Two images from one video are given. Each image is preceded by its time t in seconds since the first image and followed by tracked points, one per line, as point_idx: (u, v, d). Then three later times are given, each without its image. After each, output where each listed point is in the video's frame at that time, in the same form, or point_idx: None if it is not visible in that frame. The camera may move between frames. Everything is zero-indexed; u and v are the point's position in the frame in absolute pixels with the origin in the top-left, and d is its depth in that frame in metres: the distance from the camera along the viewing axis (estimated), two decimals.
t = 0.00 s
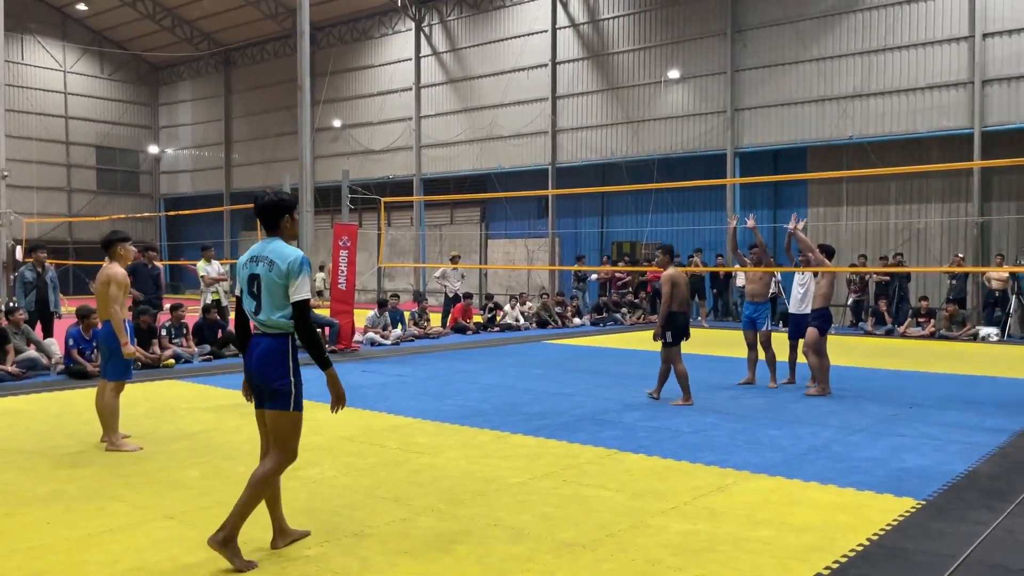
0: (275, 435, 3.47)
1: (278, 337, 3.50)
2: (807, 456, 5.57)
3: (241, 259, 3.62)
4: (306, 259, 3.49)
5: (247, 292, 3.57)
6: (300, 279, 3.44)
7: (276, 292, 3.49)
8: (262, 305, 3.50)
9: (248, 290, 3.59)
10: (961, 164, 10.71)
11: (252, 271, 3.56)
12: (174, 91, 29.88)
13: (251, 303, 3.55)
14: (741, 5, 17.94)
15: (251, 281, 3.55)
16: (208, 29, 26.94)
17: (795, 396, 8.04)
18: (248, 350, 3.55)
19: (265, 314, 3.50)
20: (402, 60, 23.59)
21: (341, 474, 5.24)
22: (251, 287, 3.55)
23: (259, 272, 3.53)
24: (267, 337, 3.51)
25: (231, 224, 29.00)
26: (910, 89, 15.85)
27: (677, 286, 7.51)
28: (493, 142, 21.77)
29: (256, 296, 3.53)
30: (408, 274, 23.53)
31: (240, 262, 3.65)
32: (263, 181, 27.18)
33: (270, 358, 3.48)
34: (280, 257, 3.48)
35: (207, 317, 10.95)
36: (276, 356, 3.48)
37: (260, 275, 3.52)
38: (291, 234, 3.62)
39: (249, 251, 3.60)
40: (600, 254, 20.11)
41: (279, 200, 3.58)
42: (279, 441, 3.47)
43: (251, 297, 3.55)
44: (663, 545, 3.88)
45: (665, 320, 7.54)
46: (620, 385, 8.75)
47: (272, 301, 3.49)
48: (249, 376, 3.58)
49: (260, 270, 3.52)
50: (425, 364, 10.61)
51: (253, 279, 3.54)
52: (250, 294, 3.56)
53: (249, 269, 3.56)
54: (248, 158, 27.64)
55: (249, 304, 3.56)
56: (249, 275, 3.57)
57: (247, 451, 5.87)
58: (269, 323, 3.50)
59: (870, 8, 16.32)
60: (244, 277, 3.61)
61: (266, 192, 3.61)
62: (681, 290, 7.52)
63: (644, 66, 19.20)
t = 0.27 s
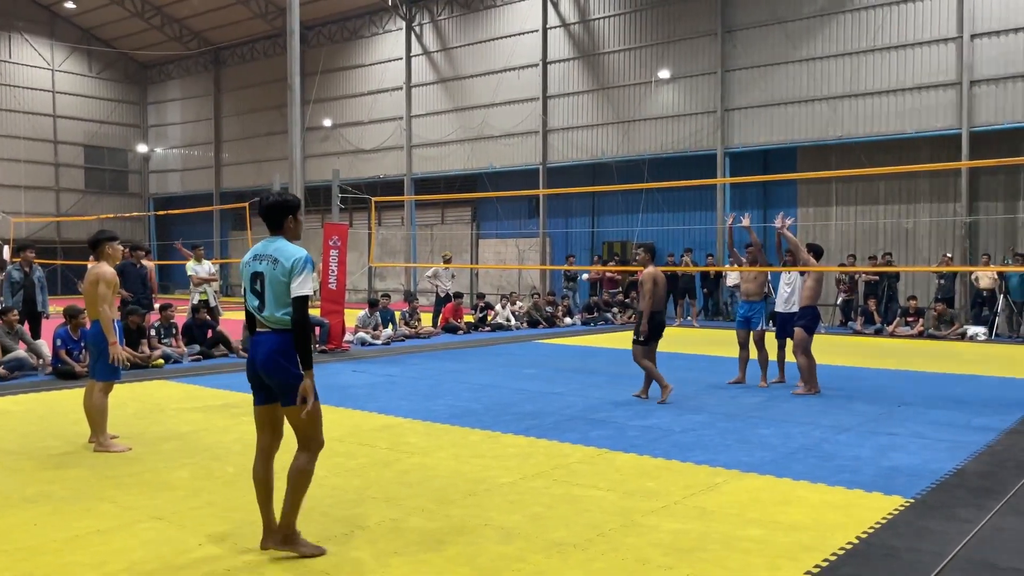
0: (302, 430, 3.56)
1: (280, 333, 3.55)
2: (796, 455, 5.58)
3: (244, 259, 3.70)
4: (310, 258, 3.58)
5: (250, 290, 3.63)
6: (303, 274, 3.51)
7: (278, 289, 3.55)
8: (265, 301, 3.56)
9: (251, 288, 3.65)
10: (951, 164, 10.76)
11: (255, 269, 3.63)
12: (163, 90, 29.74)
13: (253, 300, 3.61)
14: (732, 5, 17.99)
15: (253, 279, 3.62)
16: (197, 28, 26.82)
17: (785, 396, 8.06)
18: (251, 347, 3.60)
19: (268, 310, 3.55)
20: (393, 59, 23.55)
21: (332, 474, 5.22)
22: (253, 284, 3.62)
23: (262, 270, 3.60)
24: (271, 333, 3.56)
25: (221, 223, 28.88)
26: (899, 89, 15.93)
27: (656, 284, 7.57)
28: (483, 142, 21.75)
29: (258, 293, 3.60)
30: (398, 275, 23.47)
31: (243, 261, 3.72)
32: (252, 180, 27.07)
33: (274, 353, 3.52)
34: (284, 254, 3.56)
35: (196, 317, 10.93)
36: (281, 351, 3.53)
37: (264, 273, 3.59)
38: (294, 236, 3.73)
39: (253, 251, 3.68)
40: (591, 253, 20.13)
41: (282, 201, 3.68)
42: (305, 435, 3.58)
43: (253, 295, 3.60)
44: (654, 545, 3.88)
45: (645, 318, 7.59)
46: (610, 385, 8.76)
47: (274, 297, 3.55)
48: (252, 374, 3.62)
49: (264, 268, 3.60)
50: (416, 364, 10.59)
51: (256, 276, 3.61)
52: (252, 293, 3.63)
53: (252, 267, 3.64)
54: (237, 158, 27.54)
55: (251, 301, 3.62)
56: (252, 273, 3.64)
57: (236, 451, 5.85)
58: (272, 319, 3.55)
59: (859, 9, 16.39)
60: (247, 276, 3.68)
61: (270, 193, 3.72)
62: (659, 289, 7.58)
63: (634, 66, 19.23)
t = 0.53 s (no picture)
0: (317, 428, 3.63)
1: (286, 334, 3.58)
2: (788, 454, 5.59)
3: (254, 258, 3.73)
4: (317, 261, 3.59)
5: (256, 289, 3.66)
6: (309, 278, 3.52)
7: (285, 291, 3.58)
8: (271, 301, 3.59)
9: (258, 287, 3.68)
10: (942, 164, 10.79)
11: (263, 269, 3.66)
12: (154, 89, 29.63)
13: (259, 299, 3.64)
14: (724, 5, 18.02)
15: (260, 279, 3.65)
16: (189, 27, 26.72)
17: (777, 395, 8.08)
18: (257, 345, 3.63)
19: (275, 311, 3.59)
20: (385, 58, 23.52)
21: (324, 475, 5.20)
22: (261, 285, 3.65)
23: (270, 270, 3.63)
24: (277, 333, 3.59)
25: (213, 223, 28.80)
26: (890, 89, 15.99)
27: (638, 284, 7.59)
28: (476, 141, 21.73)
29: (265, 293, 3.61)
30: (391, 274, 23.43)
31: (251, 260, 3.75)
32: (244, 180, 27.00)
33: (279, 353, 3.56)
34: (293, 257, 3.58)
35: (187, 317, 10.91)
36: (287, 352, 3.56)
37: (271, 273, 3.62)
38: (304, 237, 3.74)
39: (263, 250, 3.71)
40: (584, 253, 20.16)
41: (295, 203, 3.70)
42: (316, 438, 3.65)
43: (259, 294, 3.63)
44: (646, 544, 3.88)
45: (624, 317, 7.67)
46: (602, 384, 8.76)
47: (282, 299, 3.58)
48: (259, 372, 3.65)
49: (271, 268, 3.62)
50: (408, 364, 10.57)
51: (263, 276, 3.64)
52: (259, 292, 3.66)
53: (260, 267, 3.66)
54: (229, 157, 27.45)
55: (257, 301, 3.64)
56: (259, 273, 3.66)
57: (227, 452, 5.83)
58: (278, 320, 3.59)
59: (850, 9, 16.45)
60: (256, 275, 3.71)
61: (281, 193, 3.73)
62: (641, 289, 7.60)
63: (626, 65, 19.24)
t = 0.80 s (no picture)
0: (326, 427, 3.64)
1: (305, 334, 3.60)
2: (782, 453, 5.60)
3: (272, 258, 3.74)
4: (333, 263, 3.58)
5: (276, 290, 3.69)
6: (325, 281, 3.52)
7: (303, 293, 3.60)
8: (291, 303, 3.62)
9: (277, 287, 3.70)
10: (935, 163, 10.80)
11: (281, 270, 3.67)
12: (147, 89, 29.54)
13: (279, 301, 3.67)
14: (718, 4, 18.04)
15: (279, 280, 3.67)
16: (182, 26, 26.64)
17: (771, 393, 8.08)
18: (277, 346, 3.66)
19: (295, 312, 3.62)
20: (378, 57, 23.48)
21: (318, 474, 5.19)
22: (280, 285, 3.67)
23: (288, 272, 3.64)
24: (296, 334, 3.62)
25: (206, 222, 28.72)
26: (883, 89, 16.02)
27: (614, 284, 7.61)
28: (470, 140, 21.71)
29: (285, 294, 3.65)
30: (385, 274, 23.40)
31: (269, 259, 3.76)
32: (237, 179, 26.92)
33: (299, 353, 3.58)
34: (309, 258, 3.58)
35: (180, 317, 10.87)
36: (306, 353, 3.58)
37: (289, 275, 3.64)
38: (321, 235, 3.73)
39: (280, 250, 3.72)
40: (578, 252, 20.16)
41: (310, 201, 3.69)
42: (323, 435, 3.65)
43: (280, 295, 3.66)
44: (640, 543, 3.88)
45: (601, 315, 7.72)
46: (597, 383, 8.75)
47: (301, 301, 3.60)
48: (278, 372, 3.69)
49: (289, 270, 3.63)
50: (403, 363, 10.55)
51: (281, 277, 3.66)
52: (279, 293, 3.68)
53: (278, 268, 3.68)
54: (223, 156, 27.37)
55: (278, 301, 3.68)
56: (277, 274, 3.68)
57: (221, 452, 5.81)
58: (298, 321, 3.62)
59: (843, 8, 16.48)
60: (274, 275, 3.72)
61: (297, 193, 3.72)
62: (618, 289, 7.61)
63: (621, 65, 19.25)
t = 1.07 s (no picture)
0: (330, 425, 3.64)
1: (322, 333, 3.62)
2: (778, 451, 5.61)
3: (287, 256, 3.73)
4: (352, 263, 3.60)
5: (292, 287, 3.69)
6: (346, 282, 3.55)
7: (321, 292, 3.61)
8: (308, 301, 3.63)
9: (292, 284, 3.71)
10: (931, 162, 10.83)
11: (298, 268, 3.68)
12: (143, 87, 29.49)
13: (295, 298, 3.67)
14: (714, 3, 18.05)
15: (295, 277, 3.67)
16: (178, 25, 26.59)
17: (767, 392, 8.09)
18: (293, 343, 3.67)
19: (312, 311, 3.63)
20: (374, 56, 23.46)
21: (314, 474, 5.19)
22: (296, 284, 3.67)
23: (305, 270, 3.65)
24: (313, 333, 3.63)
25: (202, 221, 28.69)
26: (879, 88, 16.05)
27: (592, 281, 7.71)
28: (466, 139, 21.69)
29: (301, 293, 3.66)
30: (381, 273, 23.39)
31: (283, 256, 3.76)
32: (233, 178, 26.88)
33: (314, 351, 3.60)
34: (327, 258, 3.60)
35: (176, 316, 10.85)
36: (322, 351, 3.60)
37: (307, 274, 3.64)
38: (337, 234, 3.75)
39: (295, 248, 3.71)
40: (574, 251, 20.17)
41: (327, 200, 3.70)
42: (324, 431, 3.65)
43: (296, 293, 3.67)
44: (636, 541, 3.88)
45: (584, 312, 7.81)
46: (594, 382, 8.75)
47: (318, 300, 3.61)
48: (293, 368, 3.70)
49: (306, 268, 3.64)
50: (399, 362, 10.55)
51: (299, 275, 3.66)
52: (295, 291, 3.68)
53: (294, 266, 3.68)
54: (219, 155, 27.32)
55: (293, 299, 3.68)
56: (294, 272, 3.69)
57: (217, 451, 5.80)
58: (314, 320, 3.63)
59: (839, 7, 16.50)
60: (289, 273, 3.72)
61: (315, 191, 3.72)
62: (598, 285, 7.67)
63: (617, 64, 19.26)
